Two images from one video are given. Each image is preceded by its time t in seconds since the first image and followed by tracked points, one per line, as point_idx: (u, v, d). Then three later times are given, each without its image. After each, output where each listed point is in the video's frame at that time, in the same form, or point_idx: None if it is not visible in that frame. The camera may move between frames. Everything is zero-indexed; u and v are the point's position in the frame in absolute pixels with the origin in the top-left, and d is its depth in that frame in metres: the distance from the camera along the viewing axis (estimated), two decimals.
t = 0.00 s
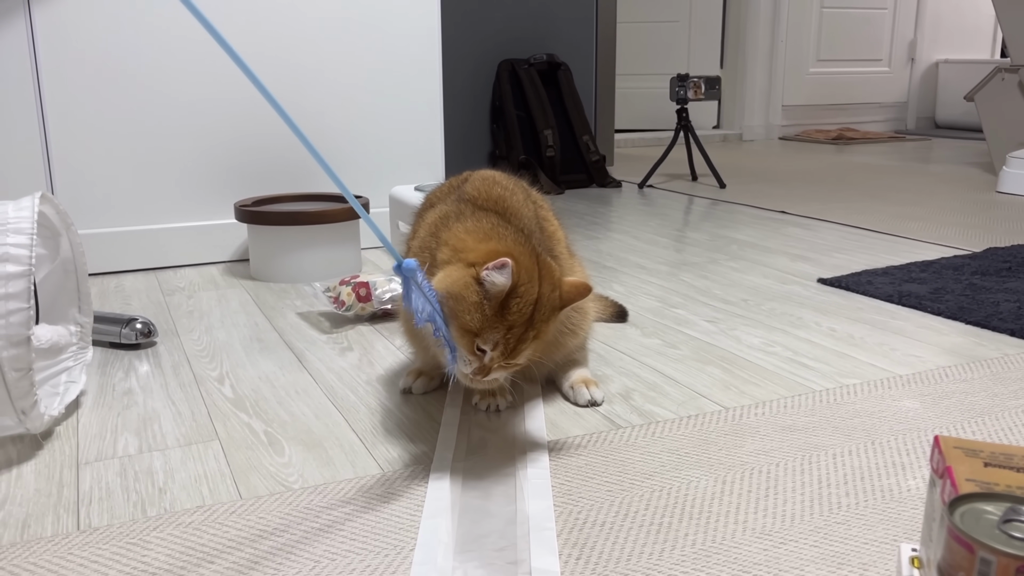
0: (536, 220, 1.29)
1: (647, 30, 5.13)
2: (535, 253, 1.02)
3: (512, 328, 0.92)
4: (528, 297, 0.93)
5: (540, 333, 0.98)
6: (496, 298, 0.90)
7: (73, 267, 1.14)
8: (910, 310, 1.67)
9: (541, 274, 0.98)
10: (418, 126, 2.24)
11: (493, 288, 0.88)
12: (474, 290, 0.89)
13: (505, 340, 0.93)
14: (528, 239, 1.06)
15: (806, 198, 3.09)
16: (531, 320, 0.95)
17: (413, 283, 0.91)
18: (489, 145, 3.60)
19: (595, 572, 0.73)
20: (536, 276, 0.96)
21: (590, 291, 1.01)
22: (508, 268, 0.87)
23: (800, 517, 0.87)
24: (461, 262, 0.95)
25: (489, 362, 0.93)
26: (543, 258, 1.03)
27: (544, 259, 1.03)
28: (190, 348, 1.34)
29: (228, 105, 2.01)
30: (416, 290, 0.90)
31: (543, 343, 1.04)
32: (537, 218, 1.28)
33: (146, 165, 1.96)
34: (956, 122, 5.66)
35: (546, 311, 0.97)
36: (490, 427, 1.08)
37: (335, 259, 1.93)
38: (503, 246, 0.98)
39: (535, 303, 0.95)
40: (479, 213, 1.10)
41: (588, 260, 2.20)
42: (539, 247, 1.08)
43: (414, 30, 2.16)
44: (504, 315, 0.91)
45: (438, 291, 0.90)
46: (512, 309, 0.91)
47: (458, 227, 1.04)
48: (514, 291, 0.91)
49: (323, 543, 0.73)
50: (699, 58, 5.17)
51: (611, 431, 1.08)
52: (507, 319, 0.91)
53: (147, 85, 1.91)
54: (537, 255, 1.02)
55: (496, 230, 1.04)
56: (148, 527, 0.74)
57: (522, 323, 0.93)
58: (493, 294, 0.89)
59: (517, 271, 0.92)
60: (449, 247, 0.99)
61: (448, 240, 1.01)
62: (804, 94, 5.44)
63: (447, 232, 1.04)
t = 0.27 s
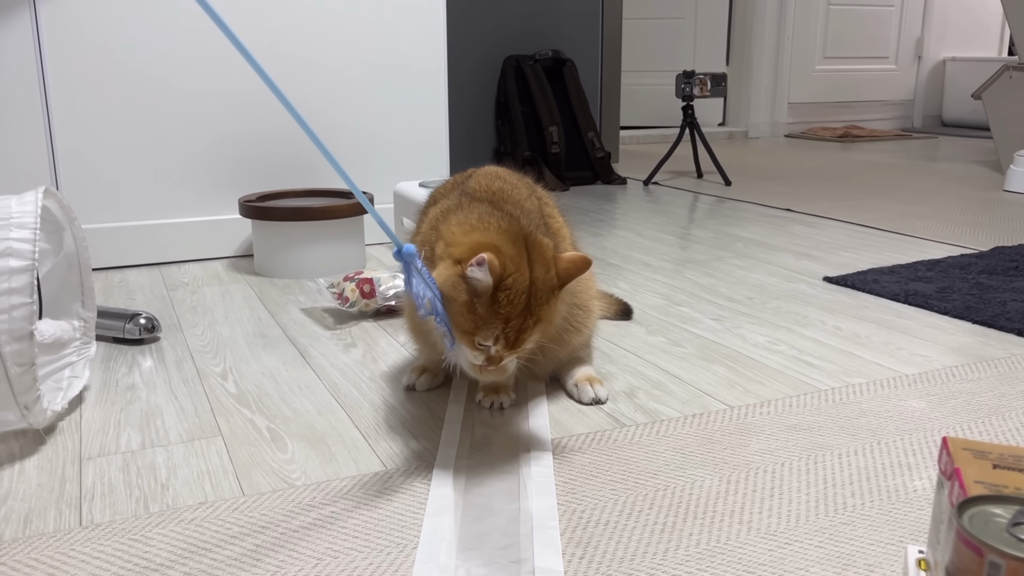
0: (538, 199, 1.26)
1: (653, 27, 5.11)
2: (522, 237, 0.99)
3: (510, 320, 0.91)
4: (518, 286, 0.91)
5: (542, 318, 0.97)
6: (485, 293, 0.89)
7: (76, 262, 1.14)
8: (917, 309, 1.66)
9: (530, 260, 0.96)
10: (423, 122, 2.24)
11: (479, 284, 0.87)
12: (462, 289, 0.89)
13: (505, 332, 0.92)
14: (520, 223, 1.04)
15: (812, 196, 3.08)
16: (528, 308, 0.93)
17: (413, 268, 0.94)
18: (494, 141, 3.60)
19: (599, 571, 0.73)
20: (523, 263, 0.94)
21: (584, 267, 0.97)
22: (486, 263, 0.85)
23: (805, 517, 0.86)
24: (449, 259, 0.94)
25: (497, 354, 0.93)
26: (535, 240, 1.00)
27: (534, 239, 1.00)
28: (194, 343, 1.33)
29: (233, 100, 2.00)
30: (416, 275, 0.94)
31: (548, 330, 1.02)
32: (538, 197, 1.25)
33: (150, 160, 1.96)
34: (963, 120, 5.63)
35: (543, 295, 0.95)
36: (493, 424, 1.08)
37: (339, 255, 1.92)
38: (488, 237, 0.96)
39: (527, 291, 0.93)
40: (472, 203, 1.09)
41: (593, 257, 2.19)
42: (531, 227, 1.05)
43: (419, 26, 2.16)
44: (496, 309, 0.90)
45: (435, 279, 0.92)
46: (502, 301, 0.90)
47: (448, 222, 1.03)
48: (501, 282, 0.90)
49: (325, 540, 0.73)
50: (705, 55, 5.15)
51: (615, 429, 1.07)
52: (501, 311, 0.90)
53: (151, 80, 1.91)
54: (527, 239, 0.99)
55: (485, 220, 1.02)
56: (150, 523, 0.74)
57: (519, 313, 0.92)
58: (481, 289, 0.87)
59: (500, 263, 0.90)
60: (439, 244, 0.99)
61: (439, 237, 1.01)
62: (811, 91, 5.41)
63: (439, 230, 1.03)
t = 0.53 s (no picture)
0: (537, 210, 1.23)
1: (658, 25, 5.08)
2: (528, 261, 0.98)
3: (519, 347, 0.91)
4: (527, 313, 0.90)
5: (551, 341, 0.96)
6: (494, 322, 0.88)
7: (73, 267, 1.13)
8: (922, 315, 1.65)
9: (537, 282, 0.95)
10: (426, 121, 2.23)
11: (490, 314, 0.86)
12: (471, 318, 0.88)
13: (515, 358, 0.91)
14: (524, 244, 1.03)
15: (817, 197, 3.07)
16: (537, 332, 0.92)
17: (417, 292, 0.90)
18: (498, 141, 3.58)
19: None
20: (531, 288, 0.93)
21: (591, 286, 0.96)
22: (496, 293, 0.84)
23: (807, 534, 0.85)
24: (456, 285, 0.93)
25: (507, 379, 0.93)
26: (540, 262, 0.99)
27: (540, 262, 0.99)
28: (193, 348, 1.33)
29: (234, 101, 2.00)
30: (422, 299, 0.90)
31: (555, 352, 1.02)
32: (537, 209, 1.23)
33: (151, 161, 1.95)
34: (971, 119, 5.60)
35: (551, 319, 0.94)
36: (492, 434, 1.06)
37: (340, 258, 1.92)
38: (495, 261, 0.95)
39: (536, 315, 0.92)
40: (476, 223, 1.07)
41: (596, 259, 2.18)
42: (534, 247, 1.03)
43: (422, 25, 2.15)
44: (506, 337, 0.89)
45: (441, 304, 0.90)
46: (512, 329, 0.89)
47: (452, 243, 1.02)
48: (510, 310, 0.89)
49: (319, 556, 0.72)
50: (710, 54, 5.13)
51: (615, 441, 1.06)
52: (510, 338, 0.89)
53: (153, 80, 1.90)
54: (532, 262, 0.98)
55: (489, 242, 1.01)
56: (141, 536, 0.73)
57: (528, 339, 0.91)
58: (490, 317, 0.87)
59: (509, 290, 0.89)
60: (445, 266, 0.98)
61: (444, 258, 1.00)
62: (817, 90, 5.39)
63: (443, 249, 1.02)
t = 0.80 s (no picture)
0: (507, 151, 1.18)
1: None
2: (515, 183, 0.91)
3: (540, 269, 0.85)
4: (533, 232, 0.85)
5: (566, 256, 0.91)
6: (503, 252, 0.82)
7: (54, 239, 1.21)
8: (961, 292, 1.53)
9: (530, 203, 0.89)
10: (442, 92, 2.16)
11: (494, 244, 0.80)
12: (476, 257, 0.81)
13: (540, 283, 0.85)
14: (500, 167, 0.95)
15: (859, 170, 2.91)
16: (549, 249, 0.87)
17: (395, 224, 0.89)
18: (527, 114, 3.50)
19: None
20: (528, 207, 0.87)
21: (588, 190, 0.97)
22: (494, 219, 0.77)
23: (810, 528, 0.76)
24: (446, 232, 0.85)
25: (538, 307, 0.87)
26: (528, 182, 0.93)
27: (528, 181, 0.93)
28: (188, 324, 1.35)
29: (244, 73, 1.96)
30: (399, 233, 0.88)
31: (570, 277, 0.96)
32: (507, 150, 1.17)
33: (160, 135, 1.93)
34: None
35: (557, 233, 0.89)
36: (483, 413, 1.01)
37: (347, 232, 1.87)
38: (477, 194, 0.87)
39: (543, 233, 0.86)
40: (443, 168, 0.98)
41: (619, 234, 2.10)
42: (518, 169, 0.97)
43: None
44: (520, 263, 0.83)
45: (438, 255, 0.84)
46: (524, 253, 0.83)
47: (427, 191, 0.93)
48: (514, 235, 0.83)
49: (277, 544, 0.74)
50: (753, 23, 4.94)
51: (611, 425, 0.98)
52: (527, 263, 0.83)
53: (159, 52, 1.88)
54: (520, 182, 0.92)
55: (469, 176, 0.93)
56: (97, 520, 0.77)
57: (545, 259, 0.86)
58: (496, 247, 0.80)
59: (508, 215, 0.83)
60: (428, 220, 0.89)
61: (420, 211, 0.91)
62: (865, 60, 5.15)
63: (419, 204, 0.93)
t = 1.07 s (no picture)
0: (512, 163, 1.19)
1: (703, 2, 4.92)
2: (528, 193, 0.92)
3: (554, 273, 0.85)
4: (548, 236, 0.85)
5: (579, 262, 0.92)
6: (520, 255, 0.82)
7: (61, 248, 1.23)
8: (967, 299, 1.52)
9: (544, 211, 0.89)
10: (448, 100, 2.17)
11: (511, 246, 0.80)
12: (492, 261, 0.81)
13: (554, 287, 0.86)
14: (510, 178, 0.96)
15: (865, 177, 2.91)
16: (562, 252, 0.87)
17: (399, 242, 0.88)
18: (532, 122, 3.51)
19: None
20: (542, 214, 0.88)
21: (597, 201, 0.99)
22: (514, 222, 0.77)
23: (815, 537, 0.76)
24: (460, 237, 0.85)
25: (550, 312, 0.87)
26: (539, 191, 0.94)
27: (538, 191, 0.94)
28: (194, 332, 1.36)
29: (251, 83, 1.98)
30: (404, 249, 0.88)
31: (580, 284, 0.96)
32: (513, 162, 1.17)
33: (166, 144, 1.95)
34: None
35: (569, 238, 0.90)
36: (488, 421, 1.02)
37: (353, 240, 1.87)
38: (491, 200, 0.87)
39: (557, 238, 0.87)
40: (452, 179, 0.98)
41: (624, 241, 2.10)
42: (528, 179, 0.98)
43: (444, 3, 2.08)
44: (536, 267, 0.83)
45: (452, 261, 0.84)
46: (540, 257, 0.84)
47: (438, 199, 0.92)
48: (531, 239, 0.83)
49: (282, 553, 0.74)
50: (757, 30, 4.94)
51: (617, 433, 0.98)
52: (542, 267, 0.84)
53: (166, 63, 1.89)
54: (532, 191, 0.93)
55: (480, 185, 0.93)
56: (105, 528, 0.78)
57: (560, 262, 0.86)
58: (513, 250, 0.81)
59: (523, 220, 0.83)
60: (441, 226, 0.88)
61: (431, 218, 0.90)
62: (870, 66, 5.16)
63: (429, 211, 0.92)
